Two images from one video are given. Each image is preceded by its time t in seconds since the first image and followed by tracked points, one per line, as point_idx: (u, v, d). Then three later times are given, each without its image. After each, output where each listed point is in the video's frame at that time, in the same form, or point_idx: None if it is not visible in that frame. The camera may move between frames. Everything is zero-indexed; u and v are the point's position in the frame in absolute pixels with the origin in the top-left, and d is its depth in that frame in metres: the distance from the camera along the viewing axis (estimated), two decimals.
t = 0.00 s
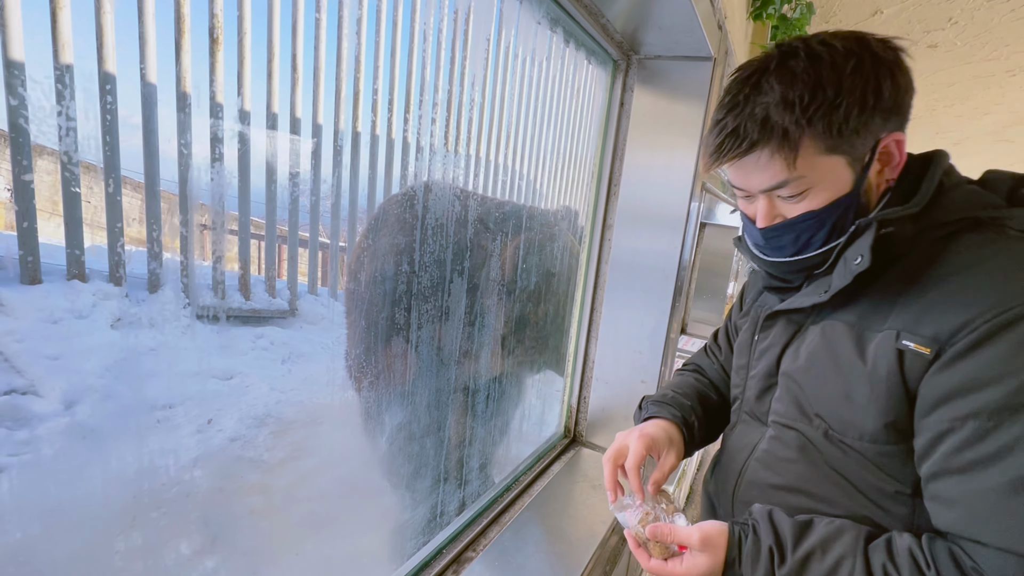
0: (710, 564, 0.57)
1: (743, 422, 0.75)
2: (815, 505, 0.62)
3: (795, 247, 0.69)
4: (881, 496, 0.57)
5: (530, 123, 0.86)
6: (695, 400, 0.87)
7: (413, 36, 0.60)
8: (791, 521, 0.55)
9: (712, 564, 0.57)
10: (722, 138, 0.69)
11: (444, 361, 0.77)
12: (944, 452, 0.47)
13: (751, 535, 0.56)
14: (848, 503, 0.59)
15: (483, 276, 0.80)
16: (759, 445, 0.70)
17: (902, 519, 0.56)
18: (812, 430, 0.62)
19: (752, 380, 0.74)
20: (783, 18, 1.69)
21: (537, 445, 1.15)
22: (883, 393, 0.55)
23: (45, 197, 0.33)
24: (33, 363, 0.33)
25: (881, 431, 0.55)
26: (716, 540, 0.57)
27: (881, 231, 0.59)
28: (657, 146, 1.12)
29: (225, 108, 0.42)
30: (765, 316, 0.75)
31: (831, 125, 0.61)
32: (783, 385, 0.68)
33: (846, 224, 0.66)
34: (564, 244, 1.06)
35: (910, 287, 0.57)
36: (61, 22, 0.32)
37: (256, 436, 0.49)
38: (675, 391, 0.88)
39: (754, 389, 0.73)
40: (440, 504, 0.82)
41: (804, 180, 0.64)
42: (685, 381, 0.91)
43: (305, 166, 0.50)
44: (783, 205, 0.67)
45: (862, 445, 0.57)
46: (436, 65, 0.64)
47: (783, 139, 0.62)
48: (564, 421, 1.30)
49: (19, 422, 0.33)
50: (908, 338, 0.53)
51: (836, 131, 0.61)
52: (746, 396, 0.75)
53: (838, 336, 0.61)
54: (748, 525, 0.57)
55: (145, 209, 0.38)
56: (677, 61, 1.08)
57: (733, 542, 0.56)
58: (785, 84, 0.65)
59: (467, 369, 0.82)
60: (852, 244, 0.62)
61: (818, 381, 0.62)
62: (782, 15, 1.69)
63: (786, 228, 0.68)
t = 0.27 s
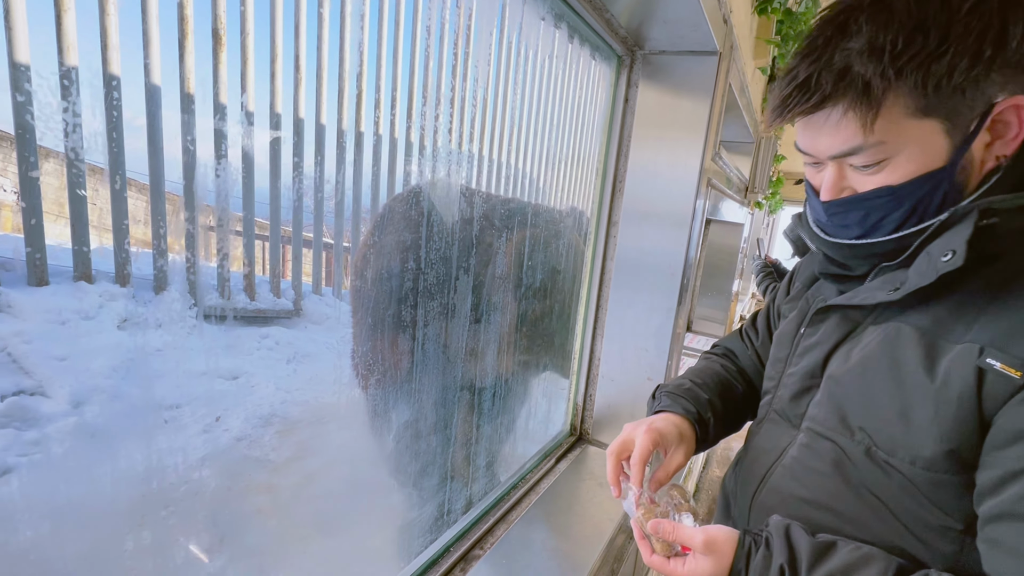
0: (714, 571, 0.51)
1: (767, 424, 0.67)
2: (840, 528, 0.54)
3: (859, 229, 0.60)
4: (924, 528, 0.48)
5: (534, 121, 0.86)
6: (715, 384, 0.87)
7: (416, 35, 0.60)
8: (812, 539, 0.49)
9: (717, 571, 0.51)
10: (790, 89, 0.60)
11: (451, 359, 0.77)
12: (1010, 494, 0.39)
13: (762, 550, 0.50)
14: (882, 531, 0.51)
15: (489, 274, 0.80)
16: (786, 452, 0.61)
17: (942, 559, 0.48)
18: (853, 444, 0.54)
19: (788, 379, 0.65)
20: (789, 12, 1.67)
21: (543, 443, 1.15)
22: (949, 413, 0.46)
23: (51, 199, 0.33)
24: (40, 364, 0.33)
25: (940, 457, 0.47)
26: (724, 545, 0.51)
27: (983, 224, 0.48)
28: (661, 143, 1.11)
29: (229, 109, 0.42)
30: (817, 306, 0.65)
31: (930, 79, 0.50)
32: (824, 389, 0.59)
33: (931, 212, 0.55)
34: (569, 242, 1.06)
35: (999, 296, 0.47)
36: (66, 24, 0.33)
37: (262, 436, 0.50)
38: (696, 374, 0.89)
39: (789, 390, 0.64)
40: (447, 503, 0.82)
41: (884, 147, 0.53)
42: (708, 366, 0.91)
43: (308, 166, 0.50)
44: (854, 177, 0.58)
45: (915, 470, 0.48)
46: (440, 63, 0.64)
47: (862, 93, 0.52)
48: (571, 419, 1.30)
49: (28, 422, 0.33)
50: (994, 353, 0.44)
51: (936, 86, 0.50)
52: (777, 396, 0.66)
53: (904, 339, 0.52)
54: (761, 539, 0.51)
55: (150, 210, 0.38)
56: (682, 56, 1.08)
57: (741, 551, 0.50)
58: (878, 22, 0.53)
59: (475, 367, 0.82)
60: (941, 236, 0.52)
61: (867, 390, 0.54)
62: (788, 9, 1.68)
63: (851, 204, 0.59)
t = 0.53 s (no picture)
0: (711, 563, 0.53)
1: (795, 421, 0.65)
2: (860, 537, 0.52)
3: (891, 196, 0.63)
4: (953, 547, 0.46)
5: (542, 116, 0.85)
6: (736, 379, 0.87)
7: (420, 31, 0.60)
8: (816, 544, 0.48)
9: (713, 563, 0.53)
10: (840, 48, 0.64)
11: (461, 355, 0.77)
12: None
13: (762, 552, 0.50)
14: (905, 545, 0.49)
15: (498, 268, 0.80)
16: (813, 451, 0.60)
17: None
18: (882, 452, 0.51)
19: (821, 374, 0.63)
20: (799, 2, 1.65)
21: (553, 440, 1.15)
22: (990, 424, 0.43)
23: (60, 201, 0.34)
24: (52, 364, 0.34)
25: (976, 472, 0.44)
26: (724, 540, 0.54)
27: None
28: (669, 136, 1.11)
29: (235, 109, 0.42)
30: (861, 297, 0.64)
31: (947, 38, 0.50)
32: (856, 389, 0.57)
33: (958, 186, 0.55)
34: (577, 237, 1.06)
35: None
36: (73, 27, 0.33)
37: (271, 434, 0.50)
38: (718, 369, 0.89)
39: (820, 387, 0.62)
40: (459, 499, 0.82)
41: (908, 109, 0.55)
42: (731, 362, 0.91)
43: (314, 164, 0.50)
44: (891, 140, 0.60)
45: (946, 483, 0.46)
46: (445, 59, 0.64)
47: (885, 51, 0.55)
48: (580, 416, 1.30)
49: (40, 421, 0.34)
50: None
51: (957, 45, 0.49)
52: (808, 393, 0.65)
53: (949, 342, 0.49)
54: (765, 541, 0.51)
55: (158, 211, 0.39)
56: (690, 47, 1.07)
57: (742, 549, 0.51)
58: None
59: (485, 363, 0.83)
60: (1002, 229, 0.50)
61: (902, 395, 0.51)
62: None
63: (882, 170, 0.62)
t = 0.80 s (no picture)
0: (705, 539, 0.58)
1: (812, 414, 0.65)
2: (858, 529, 0.51)
3: (927, 166, 0.61)
4: (949, 543, 0.45)
5: (548, 112, 0.85)
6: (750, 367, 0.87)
7: (425, 28, 0.60)
8: (807, 529, 0.49)
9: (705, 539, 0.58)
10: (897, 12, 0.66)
11: (470, 353, 0.77)
12: None
13: (752, 533, 0.51)
14: (902, 538, 0.48)
15: (506, 266, 0.80)
16: (823, 443, 0.59)
17: None
18: (886, 443, 0.51)
19: (841, 366, 0.63)
20: None
21: (563, 437, 1.15)
22: (993, 415, 0.42)
23: (71, 203, 0.34)
24: (65, 364, 0.34)
25: (978, 465, 0.43)
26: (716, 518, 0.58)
27: None
28: (677, 131, 1.10)
29: (241, 109, 0.42)
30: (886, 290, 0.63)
31: None
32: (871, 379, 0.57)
33: (995, 155, 0.53)
34: (584, 234, 1.06)
35: None
36: (82, 29, 0.33)
37: (280, 432, 0.50)
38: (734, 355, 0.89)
39: (838, 379, 0.62)
40: (468, 496, 0.83)
41: (953, 68, 0.55)
42: (748, 351, 0.91)
43: (321, 164, 0.50)
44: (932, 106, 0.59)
45: (947, 475, 0.45)
46: (450, 56, 0.64)
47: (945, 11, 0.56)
48: (588, 413, 1.30)
49: (53, 420, 0.34)
50: None
51: None
52: (826, 386, 0.64)
53: (964, 334, 0.48)
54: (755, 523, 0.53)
55: (167, 212, 0.39)
56: (698, 41, 1.06)
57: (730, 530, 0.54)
58: None
59: (494, 360, 0.83)
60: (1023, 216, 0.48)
61: (912, 387, 0.50)
62: None
63: (919, 137, 0.60)
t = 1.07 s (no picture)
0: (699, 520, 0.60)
1: (819, 408, 0.65)
2: (852, 525, 0.51)
3: (957, 143, 0.60)
4: (941, 542, 0.44)
5: (549, 109, 0.85)
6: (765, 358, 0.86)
7: (428, 27, 0.60)
8: (798, 518, 0.49)
9: (699, 521, 0.59)
10: None
11: (468, 350, 0.77)
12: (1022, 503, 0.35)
13: (744, 519, 0.52)
14: (894, 536, 0.47)
15: (505, 263, 0.79)
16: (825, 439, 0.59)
17: None
18: (884, 439, 0.50)
19: (851, 360, 0.63)
20: None
21: (565, 435, 1.16)
22: (991, 415, 0.41)
23: (81, 204, 0.34)
24: (75, 363, 0.35)
25: (973, 465, 0.42)
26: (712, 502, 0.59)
27: None
28: (680, 126, 1.09)
29: (246, 110, 0.43)
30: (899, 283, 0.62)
31: None
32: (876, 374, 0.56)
33: None
34: (586, 230, 1.06)
35: None
36: (88, 32, 0.33)
37: (288, 430, 0.51)
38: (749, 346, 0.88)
39: (846, 373, 0.62)
40: (470, 495, 0.83)
41: (990, 36, 0.52)
42: (765, 342, 0.90)
43: (325, 163, 0.51)
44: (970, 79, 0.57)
45: (941, 474, 0.44)
46: (452, 53, 0.63)
47: None
48: (591, 410, 1.30)
49: (64, 419, 0.35)
50: None
51: None
52: (834, 380, 0.64)
53: (972, 332, 0.47)
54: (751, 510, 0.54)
55: (175, 213, 0.39)
56: (700, 34, 1.05)
57: (724, 514, 0.56)
58: None
59: (493, 359, 0.83)
60: None
61: (913, 383, 0.50)
62: None
63: (952, 112, 0.59)
